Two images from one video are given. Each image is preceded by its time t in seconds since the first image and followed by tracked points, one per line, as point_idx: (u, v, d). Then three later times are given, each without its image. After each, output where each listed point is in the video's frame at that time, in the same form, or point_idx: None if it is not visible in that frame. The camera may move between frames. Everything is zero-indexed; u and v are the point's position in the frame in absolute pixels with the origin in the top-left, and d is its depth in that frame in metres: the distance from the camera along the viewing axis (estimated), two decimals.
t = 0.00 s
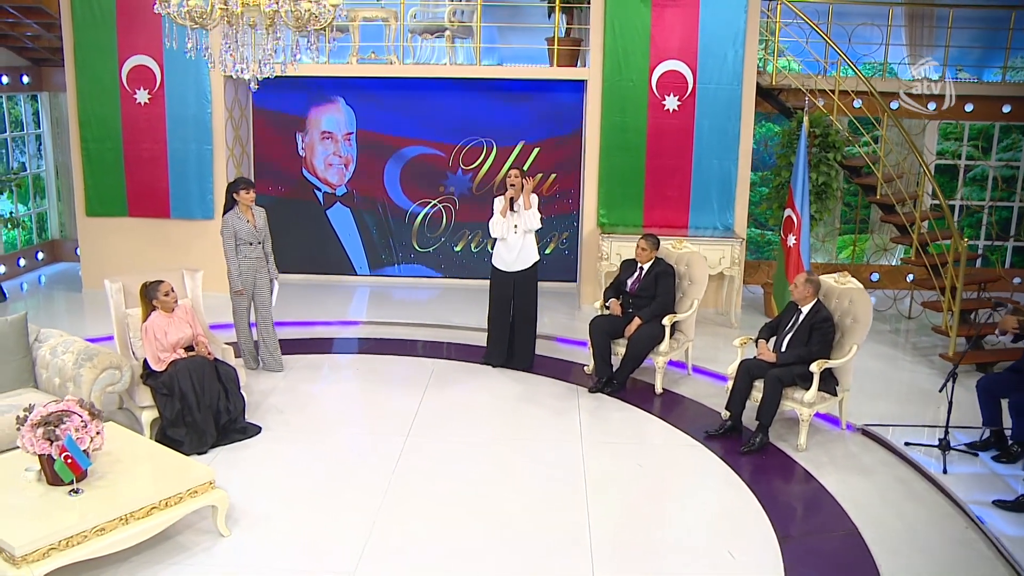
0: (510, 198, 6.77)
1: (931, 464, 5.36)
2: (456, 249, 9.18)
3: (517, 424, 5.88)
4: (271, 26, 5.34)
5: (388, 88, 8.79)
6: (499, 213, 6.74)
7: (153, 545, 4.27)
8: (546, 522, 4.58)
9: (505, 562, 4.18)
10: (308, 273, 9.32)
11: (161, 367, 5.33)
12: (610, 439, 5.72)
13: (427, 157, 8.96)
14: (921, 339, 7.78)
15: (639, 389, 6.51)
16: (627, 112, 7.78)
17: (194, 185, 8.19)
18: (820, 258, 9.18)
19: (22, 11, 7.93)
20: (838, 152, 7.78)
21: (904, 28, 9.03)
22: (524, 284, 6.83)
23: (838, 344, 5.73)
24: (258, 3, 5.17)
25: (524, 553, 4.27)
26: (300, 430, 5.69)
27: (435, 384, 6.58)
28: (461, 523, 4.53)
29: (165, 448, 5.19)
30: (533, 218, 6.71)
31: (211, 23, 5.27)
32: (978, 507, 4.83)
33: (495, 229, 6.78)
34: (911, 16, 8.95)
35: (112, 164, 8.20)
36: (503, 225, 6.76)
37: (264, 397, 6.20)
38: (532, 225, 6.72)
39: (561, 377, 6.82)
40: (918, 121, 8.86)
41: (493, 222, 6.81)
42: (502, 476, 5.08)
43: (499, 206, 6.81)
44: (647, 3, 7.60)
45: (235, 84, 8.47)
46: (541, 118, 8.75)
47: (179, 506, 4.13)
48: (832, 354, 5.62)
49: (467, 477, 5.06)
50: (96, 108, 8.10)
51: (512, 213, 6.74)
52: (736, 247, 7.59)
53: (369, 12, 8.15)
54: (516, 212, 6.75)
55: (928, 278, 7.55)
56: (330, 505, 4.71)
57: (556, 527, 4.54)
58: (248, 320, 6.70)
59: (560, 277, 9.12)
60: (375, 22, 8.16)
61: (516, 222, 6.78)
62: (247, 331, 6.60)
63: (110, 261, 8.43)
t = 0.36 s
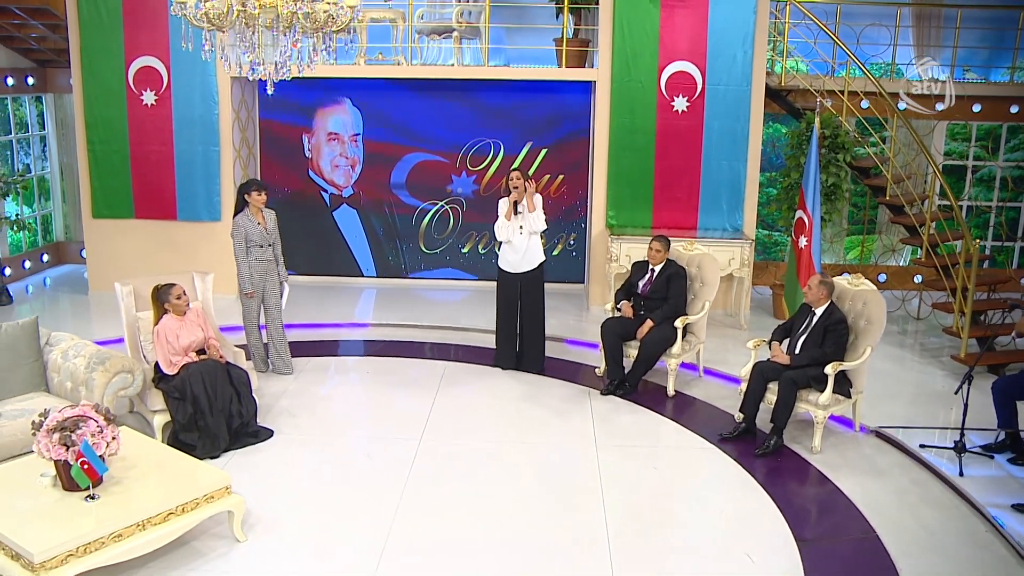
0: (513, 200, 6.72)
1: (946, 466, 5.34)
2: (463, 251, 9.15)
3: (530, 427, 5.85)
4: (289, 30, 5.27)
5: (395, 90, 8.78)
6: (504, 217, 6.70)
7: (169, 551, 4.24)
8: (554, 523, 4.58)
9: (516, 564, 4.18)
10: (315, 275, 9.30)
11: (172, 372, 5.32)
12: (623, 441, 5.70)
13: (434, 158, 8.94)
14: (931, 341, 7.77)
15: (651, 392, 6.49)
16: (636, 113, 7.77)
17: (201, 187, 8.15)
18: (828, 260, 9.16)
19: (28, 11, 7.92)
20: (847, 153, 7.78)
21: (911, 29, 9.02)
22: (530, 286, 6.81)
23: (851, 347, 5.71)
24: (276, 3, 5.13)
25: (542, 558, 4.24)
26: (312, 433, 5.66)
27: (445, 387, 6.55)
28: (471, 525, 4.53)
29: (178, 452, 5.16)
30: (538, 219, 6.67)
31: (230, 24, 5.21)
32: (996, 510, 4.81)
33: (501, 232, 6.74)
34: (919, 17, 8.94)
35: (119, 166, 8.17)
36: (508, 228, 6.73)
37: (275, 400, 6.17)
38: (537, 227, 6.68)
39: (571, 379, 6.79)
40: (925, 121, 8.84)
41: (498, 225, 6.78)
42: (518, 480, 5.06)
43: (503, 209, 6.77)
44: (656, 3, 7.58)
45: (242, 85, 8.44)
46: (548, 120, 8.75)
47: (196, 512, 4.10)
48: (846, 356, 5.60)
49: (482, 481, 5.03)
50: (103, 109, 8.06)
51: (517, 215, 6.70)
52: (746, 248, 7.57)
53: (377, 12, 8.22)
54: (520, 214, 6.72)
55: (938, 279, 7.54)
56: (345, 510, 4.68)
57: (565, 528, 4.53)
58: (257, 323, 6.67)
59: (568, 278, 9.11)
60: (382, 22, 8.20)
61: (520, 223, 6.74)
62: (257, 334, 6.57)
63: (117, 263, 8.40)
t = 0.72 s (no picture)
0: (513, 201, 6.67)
1: (959, 467, 5.32)
2: (469, 252, 9.14)
3: (540, 429, 5.83)
4: (304, 31, 5.13)
5: (399, 91, 8.78)
6: (505, 218, 6.67)
7: (183, 557, 4.21)
8: (563, 525, 4.57)
9: (517, 563, 4.19)
10: (320, 276, 9.27)
11: (183, 375, 5.27)
12: (634, 444, 5.68)
13: (439, 160, 8.92)
14: (939, 341, 7.77)
15: (661, 393, 6.48)
16: (642, 114, 7.76)
17: (206, 189, 8.12)
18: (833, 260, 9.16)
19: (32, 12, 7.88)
20: (854, 154, 7.77)
21: (916, 29, 9.02)
22: (539, 287, 6.78)
23: (863, 348, 5.70)
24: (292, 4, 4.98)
25: (558, 562, 4.22)
26: (322, 436, 5.63)
27: (454, 389, 6.53)
28: (479, 527, 4.51)
29: (189, 456, 5.14)
30: (539, 220, 6.61)
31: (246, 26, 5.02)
32: (1010, 511, 4.80)
33: (502, 234, 6.71)
34: (923, 17, 8.94)
35: (123, 167, 8.14)
36: (509, 229, 6.69)
37: (284, 403, 6.14)
38: (538, 227, 6.61)
39: (579, 381, 6.77)
40: (930, 121, 8.84)
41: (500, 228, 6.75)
42: (532, 483, 5.03)
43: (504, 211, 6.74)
44: (663, 4, 7.58)
45: (247, 86, 8.41)
46: (553, 121, 8.73)
47: (210, 517, 4.07)
48: (858, 357, 5.59)
49: (494, 484, 5.01)
50: (107, 111, 8.03)
51: (517, 216, 6.65)
52: (753, 249, 7.55)
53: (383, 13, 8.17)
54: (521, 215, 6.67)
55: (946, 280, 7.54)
56: (358, 513, 4.65)
57: (575, 531, 4.52)
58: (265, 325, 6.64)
59: (573, 279, 9.10)
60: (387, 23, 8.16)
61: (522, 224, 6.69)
62: (265, 336, 6.54)
63: (121, 265, 8.36)
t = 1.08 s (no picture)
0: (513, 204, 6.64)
1: (966, 467, 5.34)
2: (469, 253, 9.12)
3: (547, 431, 5.82)
4: (314, 34, 5.05)
5: (399, 92, 8.76)
6: (504, 221, 6.65)
7: (193, 563, 4.18)
8: (573, 528, 4.56)
9: (530, 567, 4.17)
10: (320, 278, 9.25)
11: (188, 378, 5.24)
12: (641, 445, 5.68)
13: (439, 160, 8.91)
14: (941, 341, 7.79)
15: (666, 395, 6.48)
16: (644, 115, 7.76)
17: (206, 191, 8.07)
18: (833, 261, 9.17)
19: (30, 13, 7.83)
20: (856, 154, 7.79)
21: (915, 30, 9.04)
22: (543, 289, 6.79)
23: (868, 348, 5.70)
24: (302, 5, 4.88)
25: (569, 566, 4.21)
26: (328, 440, 5.60)
27: (458, 391, 6.51)
28: (489, 531, 4.50)
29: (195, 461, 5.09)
30: (540, 223, 6.61)
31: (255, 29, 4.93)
32: (1018, 511, 4.81)
33: (502, 237, 6.69)
34: (923, 18, 8.96)
35: (123, 169, 8.09)
36: (509, 232, 6.67)
37: (288, 406, 6.11)
38: (540, 230, 6.61)
39: (582, 382, 6.77)
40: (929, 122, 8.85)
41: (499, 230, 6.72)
42: (541, 485, 5.02)
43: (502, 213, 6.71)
44: (664, 4, 7.58)
45: (246, 87, 8.38)
46: (554, 122, 8.73)
47: (221, 523, 4.05)
48: (864, 358, 5.59)
49: (502, 487, 4.99)
50: (106, 113, 7.98)
51: (516, 218, 6.64)
52: (756, 250, 7.56)
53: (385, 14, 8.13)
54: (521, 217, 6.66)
55: (948, 280, 7.55)
56: (367, 517, 4.63)
57: (586, 533, 4.51)
58: (268, 328, 6.61)
59: (574, 280, 9.10)
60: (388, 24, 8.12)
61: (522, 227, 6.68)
62: (269, 339, 6.52)
63: (120, 268, 8.31)
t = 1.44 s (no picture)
0: (521, 208, 6.65)
1: (972, 468, 5.35)
2: (470, 255, 9.10)
3: (554, 433, 5.81)
4: (324, 37, 5.03)
5: (400, 93, 8.75)
6: (509, 224, 6.67)
7: (204, 569, 4.16)
8: (584, 531, 4.55)
9: (542, 571, 4.17)
10: (320, 280, 9.23)
11: (194, 383, 5.24)
12: (648, 447, 5.68)
13: (440, 162, 8.90)
14: (942, 341, 7.82)
15: (671, 396, 6.49)
16: (646, 116, 7.76)
17: (206, 194, 8.04)
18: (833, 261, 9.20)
19: (29, 15, 7.78)
20: (857, 156, 7.80)
21: (914, 31, 9.06)
22: (546, 291, 6.78)
23: (873, 350, 5.72)
24: (312, 9, 4.87)
25: (582, 569, 4.20)
26: (335, 444, 5.59)
27: (463, 394, 6.51)
28: (501, 535, 4.49)
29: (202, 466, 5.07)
30: (547, 235, 6.66)
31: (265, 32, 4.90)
32: None
33: (507, 238, 6.69)
34: (921, 19, 8.99)
35: (122, 172, 8.05)
36: (514, 234, 6.68)
37: (293, 410, 6.09)
38: (546, 241, 6.66)
39: (586, 384, 6.77)
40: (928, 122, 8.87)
41: (504, 231, 6.73)
42: (549, 489, 5.02)
43: (509, 215, 6.71)
44: (665, 5, 7.58)
45: (246, 89, 8.34)
46: (554, 123, 8.73)
47: (232, 529, 4.03)
48: (870, 359, 5.61)
49: (512, 490, 4.99)
50: (105, 115, 7.94)
51: (521, 221, 6.66)
52: (758, 251, 7.58)
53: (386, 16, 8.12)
54: (527, 223, 6.66)
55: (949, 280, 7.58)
56: (377, 522, 4.62)
57: (597, 537, 4.50)
58: (272, 331, 6.58)
59: (574, 282, 9.10)
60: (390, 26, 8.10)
61: (528, 231, 6.68)
62: (272, 342, 6.50)
63: (119, 271, 8.27)
